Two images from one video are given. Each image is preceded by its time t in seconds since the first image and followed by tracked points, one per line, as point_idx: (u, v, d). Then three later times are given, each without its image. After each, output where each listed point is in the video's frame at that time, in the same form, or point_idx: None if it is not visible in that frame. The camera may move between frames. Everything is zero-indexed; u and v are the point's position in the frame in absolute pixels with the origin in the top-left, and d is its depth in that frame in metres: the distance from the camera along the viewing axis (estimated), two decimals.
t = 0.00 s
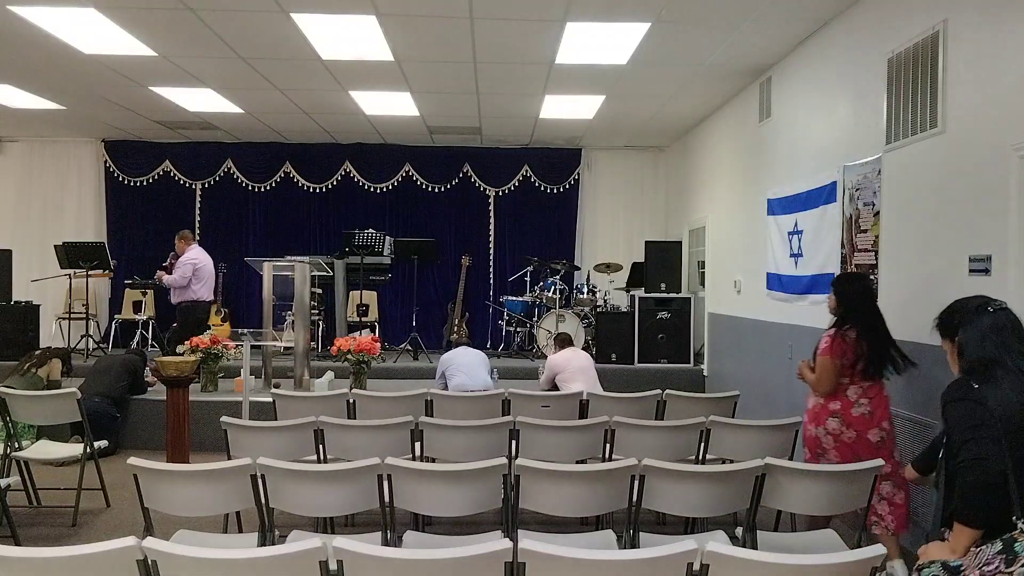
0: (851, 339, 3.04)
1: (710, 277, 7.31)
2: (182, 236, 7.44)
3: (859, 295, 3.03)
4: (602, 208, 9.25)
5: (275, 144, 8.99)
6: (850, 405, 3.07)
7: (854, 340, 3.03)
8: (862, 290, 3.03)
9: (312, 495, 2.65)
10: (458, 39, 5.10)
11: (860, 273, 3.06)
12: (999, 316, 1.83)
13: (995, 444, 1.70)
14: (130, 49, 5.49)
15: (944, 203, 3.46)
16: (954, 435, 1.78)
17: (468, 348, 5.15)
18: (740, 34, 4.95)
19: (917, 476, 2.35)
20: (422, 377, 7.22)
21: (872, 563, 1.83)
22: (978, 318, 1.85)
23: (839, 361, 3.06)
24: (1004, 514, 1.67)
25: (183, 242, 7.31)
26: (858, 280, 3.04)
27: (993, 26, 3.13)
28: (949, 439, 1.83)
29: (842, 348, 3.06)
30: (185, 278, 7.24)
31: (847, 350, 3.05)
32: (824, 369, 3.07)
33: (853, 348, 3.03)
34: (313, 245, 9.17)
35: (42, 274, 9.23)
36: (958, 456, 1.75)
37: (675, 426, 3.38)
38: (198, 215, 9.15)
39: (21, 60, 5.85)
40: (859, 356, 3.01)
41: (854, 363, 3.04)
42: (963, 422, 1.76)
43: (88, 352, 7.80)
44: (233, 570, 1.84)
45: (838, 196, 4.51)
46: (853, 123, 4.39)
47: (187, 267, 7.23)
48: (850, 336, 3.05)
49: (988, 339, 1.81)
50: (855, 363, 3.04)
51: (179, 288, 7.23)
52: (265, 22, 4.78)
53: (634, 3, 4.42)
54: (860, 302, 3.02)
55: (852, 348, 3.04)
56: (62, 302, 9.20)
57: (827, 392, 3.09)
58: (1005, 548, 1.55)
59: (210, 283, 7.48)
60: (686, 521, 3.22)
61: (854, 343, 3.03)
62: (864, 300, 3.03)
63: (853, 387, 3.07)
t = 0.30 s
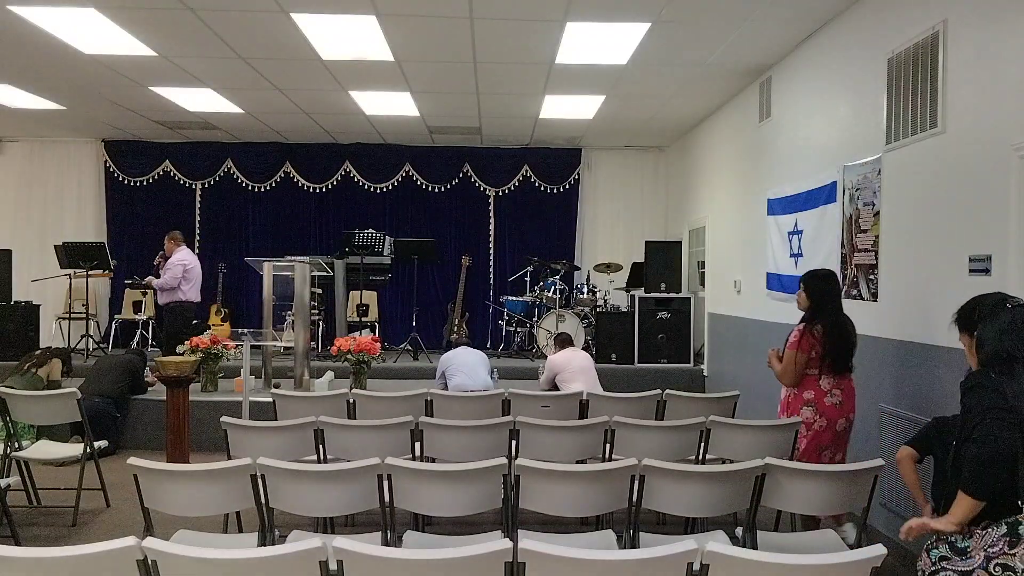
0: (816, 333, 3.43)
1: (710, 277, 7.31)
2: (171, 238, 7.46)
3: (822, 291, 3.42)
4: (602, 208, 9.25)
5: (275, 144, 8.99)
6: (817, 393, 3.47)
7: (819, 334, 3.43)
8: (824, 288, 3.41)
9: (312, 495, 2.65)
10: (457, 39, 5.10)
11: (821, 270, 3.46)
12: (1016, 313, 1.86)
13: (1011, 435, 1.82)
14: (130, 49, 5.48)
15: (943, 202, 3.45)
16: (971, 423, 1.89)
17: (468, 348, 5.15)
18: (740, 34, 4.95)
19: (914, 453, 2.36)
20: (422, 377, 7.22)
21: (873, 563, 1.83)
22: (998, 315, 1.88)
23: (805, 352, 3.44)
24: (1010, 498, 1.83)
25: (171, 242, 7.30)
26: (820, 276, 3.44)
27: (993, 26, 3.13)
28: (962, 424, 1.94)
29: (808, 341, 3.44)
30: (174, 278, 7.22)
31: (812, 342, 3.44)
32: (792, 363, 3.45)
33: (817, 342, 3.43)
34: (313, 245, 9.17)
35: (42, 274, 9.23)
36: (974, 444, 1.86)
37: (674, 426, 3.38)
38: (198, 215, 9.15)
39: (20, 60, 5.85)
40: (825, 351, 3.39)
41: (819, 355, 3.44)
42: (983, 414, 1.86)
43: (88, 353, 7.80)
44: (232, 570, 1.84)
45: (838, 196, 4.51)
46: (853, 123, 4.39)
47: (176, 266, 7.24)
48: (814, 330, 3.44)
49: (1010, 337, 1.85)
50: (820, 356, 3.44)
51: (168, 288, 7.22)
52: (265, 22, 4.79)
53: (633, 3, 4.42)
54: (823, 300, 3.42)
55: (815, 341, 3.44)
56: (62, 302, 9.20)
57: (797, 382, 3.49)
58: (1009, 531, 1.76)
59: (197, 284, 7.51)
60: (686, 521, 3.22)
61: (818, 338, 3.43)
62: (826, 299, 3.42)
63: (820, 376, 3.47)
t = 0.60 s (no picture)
0: (818, 331, 3.54)
1: (710, 277, 7.31)
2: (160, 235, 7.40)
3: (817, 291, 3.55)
4: (602, 208, 9.25)
5: (275, 144, 9.00)
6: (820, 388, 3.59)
7: (820, 332, 3.53)
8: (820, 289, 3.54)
9: (312, 495, 2.65)
10: (457, 39, 5.10)
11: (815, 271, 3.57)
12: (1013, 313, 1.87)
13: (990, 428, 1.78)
14: (130, 49, 5.48)
15: (944, 202, 3.45)
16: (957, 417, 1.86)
17: (468, 348, 5.15)
18: (741, 34, 4.95)
19: (904, 436, 2.37)
20: (422, 377, 7.23)
21: (873, 563, 1.83)
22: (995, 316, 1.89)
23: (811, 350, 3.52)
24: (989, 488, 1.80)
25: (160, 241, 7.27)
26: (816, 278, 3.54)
27: (993, 26, 3.13)
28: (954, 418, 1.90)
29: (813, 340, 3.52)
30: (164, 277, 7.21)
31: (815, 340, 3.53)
32: (803, 360, 3.49)
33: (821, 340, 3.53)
34: (313, 245, 9.17)
35: (42, 274, 9.23)
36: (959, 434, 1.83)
37: (675, 426, 3.38)
38: (198, 215, 9.16)
39: (19, 60, 5.84)
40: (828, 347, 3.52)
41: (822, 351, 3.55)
42: (966, 406, 1.83)
43: (88, 352, 7.80)
44: (232, 570, 1.84)
45: (838, 196, 4.51)
46: (853, 123, 4.39)
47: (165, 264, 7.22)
48: (817, 328, 3.54)
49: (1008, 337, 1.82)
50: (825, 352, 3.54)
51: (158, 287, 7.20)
52: (264, 22, 4.79)
53: (633, 3, 4.42)
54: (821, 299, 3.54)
55: (820, 339, 3.53)
56: (62, 302, 9.20)
57: (806, 382, 3.53)
58: (984, 515, 1.75)
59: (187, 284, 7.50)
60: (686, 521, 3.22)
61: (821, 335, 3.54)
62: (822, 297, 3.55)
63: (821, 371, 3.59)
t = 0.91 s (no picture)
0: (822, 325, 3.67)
1: (710, 277, 7.31)
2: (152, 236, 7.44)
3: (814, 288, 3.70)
4: (602, 208, 9.25)
5: (275, 144, 8.99)
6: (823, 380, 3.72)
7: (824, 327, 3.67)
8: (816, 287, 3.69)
9: (312, 495, 2.65)
10: (457, 39, 5.10)
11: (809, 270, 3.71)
12: (986, 313, 1.92)
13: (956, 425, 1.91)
14: (129, 49, 5.48)
15: (943, 202, 3.45)
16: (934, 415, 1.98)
17: (468, 348, 5.15)
18: (741, 34, 4.95)
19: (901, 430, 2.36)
20: (422, 377, 7.23)
21: (873, 563, 1.83)
22: (970, 316, 1.95)
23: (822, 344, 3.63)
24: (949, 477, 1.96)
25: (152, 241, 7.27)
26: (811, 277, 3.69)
27: (993, 26, 3.13)
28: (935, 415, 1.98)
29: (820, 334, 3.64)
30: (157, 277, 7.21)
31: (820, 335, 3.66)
32: (824, 356, 3.57)
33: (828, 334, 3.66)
34: (312, 245, 9.17)
35: (42, 274, 9.23)
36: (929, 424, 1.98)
37: (675, 426, 3.39)
38: (198, 215, 9.15)
39: (19, 60, 5.85)
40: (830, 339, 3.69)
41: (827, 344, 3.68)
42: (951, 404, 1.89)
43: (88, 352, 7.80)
44: (232, 570, 1.84)
45: (838, 196, 4.51)
46: (853, 123, 4.39)
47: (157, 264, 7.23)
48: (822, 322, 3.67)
49: (982, 335, 1.90)
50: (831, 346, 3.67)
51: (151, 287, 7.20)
52: (265, 22, 4.79)
53: (633, 3, 4.42)
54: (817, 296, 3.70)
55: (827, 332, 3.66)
56: (62, 302, 9.20)
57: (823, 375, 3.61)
58: (942, 504, 1.92)
59: (179, 284, 7.48)
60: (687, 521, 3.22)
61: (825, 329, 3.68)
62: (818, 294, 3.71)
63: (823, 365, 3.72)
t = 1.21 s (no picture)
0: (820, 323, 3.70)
1: (710, 277, 7.31)
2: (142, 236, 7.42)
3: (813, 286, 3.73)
4: (602, 208, 9.25)
5: (275, 144, 8.99)
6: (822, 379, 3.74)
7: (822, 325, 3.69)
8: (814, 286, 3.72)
9: (312, 495, 2.65)
10: (457, 39, 5.10)
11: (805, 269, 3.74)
12: (975, 306, 2.00)
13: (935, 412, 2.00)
14: (129, 49, 5.48)
15: (943, 202, 3.46)
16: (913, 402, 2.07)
17: (468, 348, 5.15)
18: (740, 34, 4.96)
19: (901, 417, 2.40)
20: (422, 377, 7.23)
21: (873, 563, 1.83)
22: (958, 308, 2.04)
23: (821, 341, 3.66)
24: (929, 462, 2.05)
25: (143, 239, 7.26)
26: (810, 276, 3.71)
27: (993, 27, 3.13)
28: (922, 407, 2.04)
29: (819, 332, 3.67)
30: (146, 279, 7.16)
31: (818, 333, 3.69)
32: (827, 352, 3.58)
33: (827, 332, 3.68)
34: (312, 245, 9.18)
35: (42, 274, 9.23)
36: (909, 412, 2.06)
37: (675, 426, 3.38)
38: (198, 215, 9.16)
39: (19, 60, 5.85)
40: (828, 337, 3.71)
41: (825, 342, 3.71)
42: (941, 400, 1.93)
43: (88, 352, 7.80)
44: (232, 570, 1.84)
45: (838, 196, 4.51)
46: (853, 123, 4.39)
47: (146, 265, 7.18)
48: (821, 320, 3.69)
49: (967, 328, 1.99)
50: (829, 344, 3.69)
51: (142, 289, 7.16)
52: (265, 22, 4.79)
53: (633, 3, 4.42)
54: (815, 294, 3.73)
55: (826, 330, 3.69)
56: (62, 302, 9.20)
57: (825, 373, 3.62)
58: (917, 484, 2.02)
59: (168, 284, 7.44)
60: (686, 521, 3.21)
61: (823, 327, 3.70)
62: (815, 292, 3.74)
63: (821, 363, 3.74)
